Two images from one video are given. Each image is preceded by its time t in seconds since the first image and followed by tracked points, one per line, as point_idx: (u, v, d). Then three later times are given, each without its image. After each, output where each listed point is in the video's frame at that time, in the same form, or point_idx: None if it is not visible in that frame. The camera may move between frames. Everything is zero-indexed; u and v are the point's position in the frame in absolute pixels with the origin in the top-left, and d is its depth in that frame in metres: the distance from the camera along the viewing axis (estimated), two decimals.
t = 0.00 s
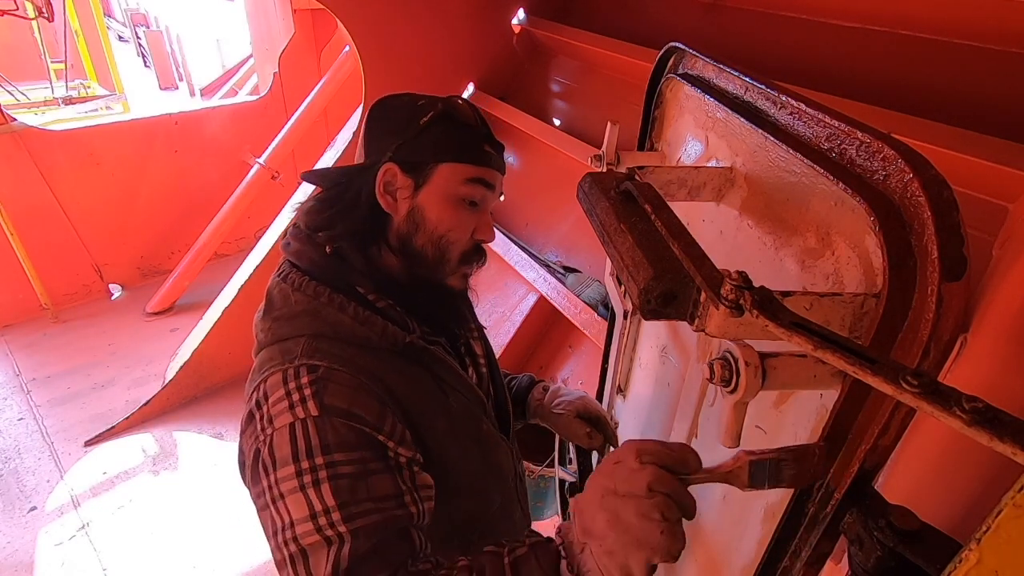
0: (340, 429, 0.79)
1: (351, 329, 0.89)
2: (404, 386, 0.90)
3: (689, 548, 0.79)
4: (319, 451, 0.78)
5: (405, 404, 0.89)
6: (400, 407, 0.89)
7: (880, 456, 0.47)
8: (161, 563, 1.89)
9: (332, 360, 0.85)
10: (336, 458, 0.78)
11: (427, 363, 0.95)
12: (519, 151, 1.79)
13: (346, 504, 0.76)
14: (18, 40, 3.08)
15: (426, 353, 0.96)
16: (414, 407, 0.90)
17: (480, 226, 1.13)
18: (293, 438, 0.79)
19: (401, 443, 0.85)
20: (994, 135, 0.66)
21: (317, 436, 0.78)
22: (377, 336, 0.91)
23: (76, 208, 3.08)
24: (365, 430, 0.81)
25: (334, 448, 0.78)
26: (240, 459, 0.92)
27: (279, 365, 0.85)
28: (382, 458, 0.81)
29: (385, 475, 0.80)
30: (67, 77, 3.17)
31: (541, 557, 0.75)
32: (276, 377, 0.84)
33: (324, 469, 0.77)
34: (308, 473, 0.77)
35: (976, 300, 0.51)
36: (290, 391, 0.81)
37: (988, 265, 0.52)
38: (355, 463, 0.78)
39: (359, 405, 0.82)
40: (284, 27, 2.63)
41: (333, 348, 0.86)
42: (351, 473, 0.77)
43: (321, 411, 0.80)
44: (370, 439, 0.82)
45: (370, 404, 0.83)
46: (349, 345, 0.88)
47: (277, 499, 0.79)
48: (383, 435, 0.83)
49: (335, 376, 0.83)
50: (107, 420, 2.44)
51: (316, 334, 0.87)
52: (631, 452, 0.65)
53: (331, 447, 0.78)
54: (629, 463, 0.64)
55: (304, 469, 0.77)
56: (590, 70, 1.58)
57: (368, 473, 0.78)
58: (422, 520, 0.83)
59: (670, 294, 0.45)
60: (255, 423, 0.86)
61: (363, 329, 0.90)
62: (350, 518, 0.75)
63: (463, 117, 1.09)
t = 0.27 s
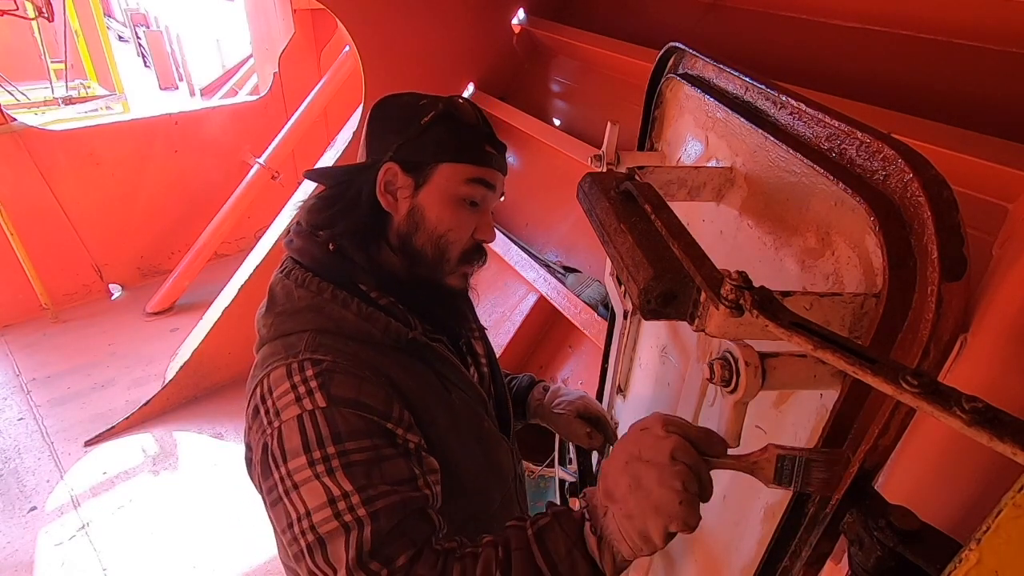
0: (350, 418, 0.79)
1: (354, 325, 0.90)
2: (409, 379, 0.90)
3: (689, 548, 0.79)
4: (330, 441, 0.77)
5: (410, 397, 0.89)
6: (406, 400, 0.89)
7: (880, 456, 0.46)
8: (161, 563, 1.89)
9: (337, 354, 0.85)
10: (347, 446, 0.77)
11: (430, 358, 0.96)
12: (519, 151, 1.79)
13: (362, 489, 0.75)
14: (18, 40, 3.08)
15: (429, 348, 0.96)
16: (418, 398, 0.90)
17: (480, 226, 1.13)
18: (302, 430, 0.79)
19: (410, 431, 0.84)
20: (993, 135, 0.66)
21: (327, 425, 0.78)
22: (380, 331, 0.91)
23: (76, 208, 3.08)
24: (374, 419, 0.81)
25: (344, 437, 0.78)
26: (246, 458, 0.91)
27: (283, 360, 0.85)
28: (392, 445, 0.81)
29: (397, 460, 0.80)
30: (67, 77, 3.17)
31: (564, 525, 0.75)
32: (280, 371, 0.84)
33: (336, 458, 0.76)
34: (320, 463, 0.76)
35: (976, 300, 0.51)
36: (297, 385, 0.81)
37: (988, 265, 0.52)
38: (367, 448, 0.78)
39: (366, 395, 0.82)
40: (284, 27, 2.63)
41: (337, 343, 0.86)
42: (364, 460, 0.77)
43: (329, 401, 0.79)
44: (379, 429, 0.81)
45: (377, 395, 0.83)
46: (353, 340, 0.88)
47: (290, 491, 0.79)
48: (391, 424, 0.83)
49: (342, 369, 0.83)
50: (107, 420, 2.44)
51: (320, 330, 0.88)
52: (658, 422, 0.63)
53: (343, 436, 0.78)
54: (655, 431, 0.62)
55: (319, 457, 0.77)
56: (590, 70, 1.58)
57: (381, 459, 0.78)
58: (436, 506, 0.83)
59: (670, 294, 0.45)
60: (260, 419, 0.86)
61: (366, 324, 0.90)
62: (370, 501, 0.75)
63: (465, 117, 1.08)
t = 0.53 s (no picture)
0: (350, 416, 0.79)
1: (353, 323, 0.90)
2: (409, 377, 0.90)
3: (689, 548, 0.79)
4: (330, 438, 0.77)
5: (410, 396, 0.89)
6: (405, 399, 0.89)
7: (880, 456, 0.46)
8: (161, 563, 1.89)
9: (337, 352, 0.85)
10: (347, 443, 0.77)
11: (429, 357, 0.96)
12: (519, 151, 1.79)
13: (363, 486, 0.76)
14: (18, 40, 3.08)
15: (428, 347, 0.96)
16: (418, 397, 0.90)
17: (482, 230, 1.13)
18: (302, 427, 0.79)
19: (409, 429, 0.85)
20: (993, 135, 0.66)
21: (327, 423, 0.78)
22: (379, 330, 0.91)
23: (76, 208, 3.08)
24: (374, 417, 0.81)
25: (345, 435, 0.78)
26: (245, 457, 0.91)
27: (283, 358, 0.85)
28: (392, 442, 0.81)
29: (397, 457, 0.80)
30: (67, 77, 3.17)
31: (561, 525, 0.75)
32: (280, 369, 0.83)
33: (336, 455, 0.76)
34: (321, 460, 0.76)
35: (975, 300, 0.51)
36: (297, 383, 0.81)
37: (988, 265, 0.52)
38: (367, 446, 0.78)
39: (366, 393, 0.82)
40: (284, 27, 2.63)
41: (337, 341, 0.86)
42: (364, 458, 0.77)
43: (329, 399, 0.79)
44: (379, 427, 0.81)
45: (377, 393, 0.83)
46: (353, 337, 0.88)
47: (290, 489, 0.79)
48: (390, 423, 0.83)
49: (342, 367, 0.83)
50: (107, 420, 2.44)
51: (320, 328, 0.88)
52: (670, 436, 0.62)
53: (343, 434, 0.78)
54: (666, 447, 0.61)
55: (320, 454, 0.77)
56: (590, 70, 1.58)
57: (381, 455, 0.78)
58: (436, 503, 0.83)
59: (670, 294, 0.45)
60: (259, 417, 0.85)
61: (366, 323, 0.91)
62: (370, 499, 0.75)
63: (473, 122, 1.09)
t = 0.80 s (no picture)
0: (344, 422, 0.79)
1: (351, 324, 0.90)
2: (406, 379, 0.90)
3: (689, 548, 0.79)
4: (324, 444, 0.77)
5: (407, 398, 0.89)
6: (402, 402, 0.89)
7: (881, 456, 0.47)
8: (161, 563, 1.89)
9: (333, 353, 0.84)
10: (340, 449, 0.77)
11: (426, 358, 0.96)
12: (519, 151, 1.79)
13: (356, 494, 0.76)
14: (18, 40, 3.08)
15: (425, 348, 0.96)
16: (415, 399, 0.90)
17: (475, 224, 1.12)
18: (296, 431, 0.78)
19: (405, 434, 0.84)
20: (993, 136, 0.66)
21: (321, 429, 0.78)
22: (377, 330, 0.91)
23: (76, 208, 3.08)
24: (368, 422, 0.81)
25: (339, 441, 0.78)
26: (240, 457, 0.91)
27: (280, 359, 0.84)
28: (386, 448, 0.81)
29: (390, 465, 0.80)
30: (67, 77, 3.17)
31: (529, 540, 0.74)
32: (277, 370, 0.83)
33: (330, 461, 0.76)
34: (314, 466, 0.76)
35: (976, 300, 0.51)
36: (293, 386, 0.81)
37: (988, 265, 0.52)
38: (361, 453, 0.78)
39: (363, 397, 0.82)
40: (284, 27, 2.63)
41: (335, 342, 0.86)
42: (357, 465, 0.77)
43: (325, 403, 0.79)
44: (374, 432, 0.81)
45: (373, 396, 0.83)
46: (350, 338, 0.88)
47: (282, 492, 0.79)
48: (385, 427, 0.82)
49: (339, 369, 0.82)
50: (107, 420, 2.44)
51: (318, 329, 0.87)
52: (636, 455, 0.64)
53: (337, 439, 0.77)
54: (632, 467, 0.63)
55: (313, 461, 0.76)
56: (590, 71, 1.58)
57: (374, 463, 0.78)
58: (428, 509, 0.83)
59: (670, 294, 0.45)
60: (254, 416, 0.85)
61: (364, 323, 0.91)
62: (359, 509, 0.75)
63: (458, 114, 1.08)
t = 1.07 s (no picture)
0: (305, 444, 0.80)
1: (338, 335, 0.90)
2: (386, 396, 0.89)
3: (689, 548, 0.79)
4: (282, 461, 0.79)
5: (387, 415, 0.89)
6: (381, 419, 0.88)
7: (880, 456, 0.47)
8: (161, 563, 1.90)
9: (313, 367, 0.84)
10: (296, 471, 0.79)
11: (416, 372, 0.94)
12: (519, 151, 1.80)
13: (300, 519, 0.78)
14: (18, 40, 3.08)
15: (416, 361, 0.95)
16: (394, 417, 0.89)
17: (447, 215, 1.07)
18: (261, 444, 0.80)
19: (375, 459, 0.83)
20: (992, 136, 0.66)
21: (282, 446, 0.79)
22: (364, 342, 0.91)
23: (76, 208, 3.08)
24: (332, 445, 0.81)
25: (296, 462, 0.79)
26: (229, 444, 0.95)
27: (264, 365, 0.85)
28: (346, 476, 0.82)
29: (342, 494, 0.81)
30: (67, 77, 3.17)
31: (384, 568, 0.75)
32: (257, 377, 0.84)
33: (285, 479, 0.79)
34: (272, 480, 0.79)
35: (976, 300, 0.51)
36: (265, 396, 0.82)
37: (988, 265, 0.52)
38: (314, 480, 0.79)
39: (332, 419, 0.82)
40: (284, 27, 2.63)
41: (317, 354, 0.86)
42: (307, 489, 0.79)
43: (292, 421, 0.80)
44: (337, 455, 0.81)
45: (345, 416, 0.83)
46: (334, 351, 0.88)
47: (243, 496, 0.82)
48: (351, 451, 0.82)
49: (314, 386, 0.83)
50: (107, 420, 2.44)
51: (303, 338, 0.88)
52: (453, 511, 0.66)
53: (294, 460, 0.79)
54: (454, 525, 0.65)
55: (267, 476, 0.79)
56: (590, 70, 1.58)
57: (325, 491, 0.80)
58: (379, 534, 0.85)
59: (670, 294, 0.45)
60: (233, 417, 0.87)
61: (352, 334, 0.90)
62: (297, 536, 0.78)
63: (409, 99, 1.04)
